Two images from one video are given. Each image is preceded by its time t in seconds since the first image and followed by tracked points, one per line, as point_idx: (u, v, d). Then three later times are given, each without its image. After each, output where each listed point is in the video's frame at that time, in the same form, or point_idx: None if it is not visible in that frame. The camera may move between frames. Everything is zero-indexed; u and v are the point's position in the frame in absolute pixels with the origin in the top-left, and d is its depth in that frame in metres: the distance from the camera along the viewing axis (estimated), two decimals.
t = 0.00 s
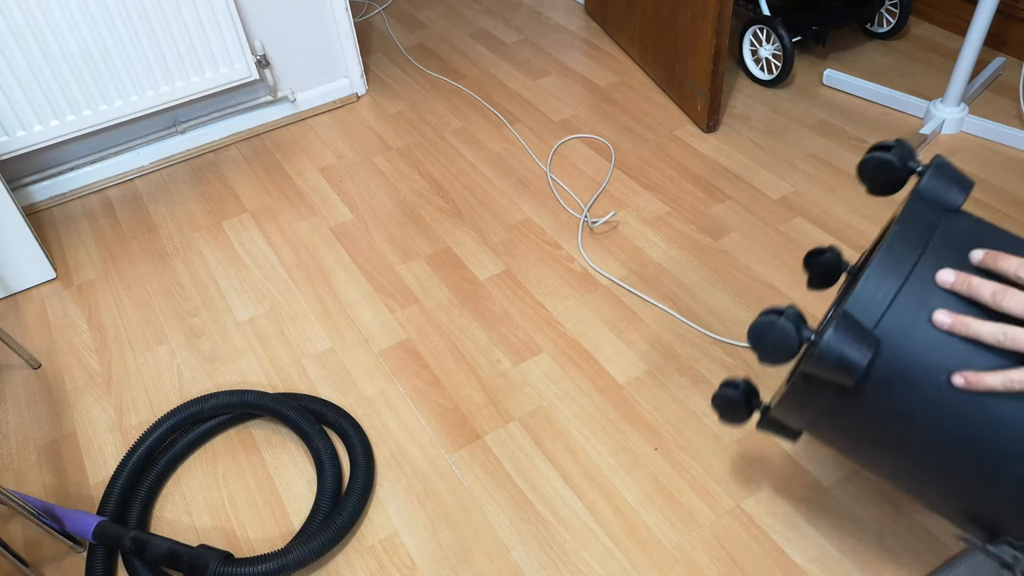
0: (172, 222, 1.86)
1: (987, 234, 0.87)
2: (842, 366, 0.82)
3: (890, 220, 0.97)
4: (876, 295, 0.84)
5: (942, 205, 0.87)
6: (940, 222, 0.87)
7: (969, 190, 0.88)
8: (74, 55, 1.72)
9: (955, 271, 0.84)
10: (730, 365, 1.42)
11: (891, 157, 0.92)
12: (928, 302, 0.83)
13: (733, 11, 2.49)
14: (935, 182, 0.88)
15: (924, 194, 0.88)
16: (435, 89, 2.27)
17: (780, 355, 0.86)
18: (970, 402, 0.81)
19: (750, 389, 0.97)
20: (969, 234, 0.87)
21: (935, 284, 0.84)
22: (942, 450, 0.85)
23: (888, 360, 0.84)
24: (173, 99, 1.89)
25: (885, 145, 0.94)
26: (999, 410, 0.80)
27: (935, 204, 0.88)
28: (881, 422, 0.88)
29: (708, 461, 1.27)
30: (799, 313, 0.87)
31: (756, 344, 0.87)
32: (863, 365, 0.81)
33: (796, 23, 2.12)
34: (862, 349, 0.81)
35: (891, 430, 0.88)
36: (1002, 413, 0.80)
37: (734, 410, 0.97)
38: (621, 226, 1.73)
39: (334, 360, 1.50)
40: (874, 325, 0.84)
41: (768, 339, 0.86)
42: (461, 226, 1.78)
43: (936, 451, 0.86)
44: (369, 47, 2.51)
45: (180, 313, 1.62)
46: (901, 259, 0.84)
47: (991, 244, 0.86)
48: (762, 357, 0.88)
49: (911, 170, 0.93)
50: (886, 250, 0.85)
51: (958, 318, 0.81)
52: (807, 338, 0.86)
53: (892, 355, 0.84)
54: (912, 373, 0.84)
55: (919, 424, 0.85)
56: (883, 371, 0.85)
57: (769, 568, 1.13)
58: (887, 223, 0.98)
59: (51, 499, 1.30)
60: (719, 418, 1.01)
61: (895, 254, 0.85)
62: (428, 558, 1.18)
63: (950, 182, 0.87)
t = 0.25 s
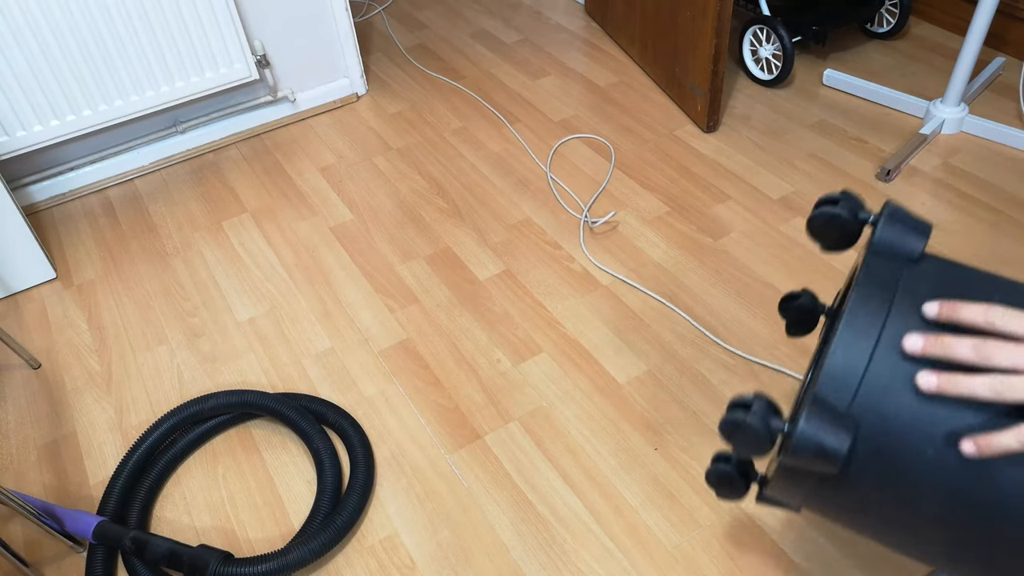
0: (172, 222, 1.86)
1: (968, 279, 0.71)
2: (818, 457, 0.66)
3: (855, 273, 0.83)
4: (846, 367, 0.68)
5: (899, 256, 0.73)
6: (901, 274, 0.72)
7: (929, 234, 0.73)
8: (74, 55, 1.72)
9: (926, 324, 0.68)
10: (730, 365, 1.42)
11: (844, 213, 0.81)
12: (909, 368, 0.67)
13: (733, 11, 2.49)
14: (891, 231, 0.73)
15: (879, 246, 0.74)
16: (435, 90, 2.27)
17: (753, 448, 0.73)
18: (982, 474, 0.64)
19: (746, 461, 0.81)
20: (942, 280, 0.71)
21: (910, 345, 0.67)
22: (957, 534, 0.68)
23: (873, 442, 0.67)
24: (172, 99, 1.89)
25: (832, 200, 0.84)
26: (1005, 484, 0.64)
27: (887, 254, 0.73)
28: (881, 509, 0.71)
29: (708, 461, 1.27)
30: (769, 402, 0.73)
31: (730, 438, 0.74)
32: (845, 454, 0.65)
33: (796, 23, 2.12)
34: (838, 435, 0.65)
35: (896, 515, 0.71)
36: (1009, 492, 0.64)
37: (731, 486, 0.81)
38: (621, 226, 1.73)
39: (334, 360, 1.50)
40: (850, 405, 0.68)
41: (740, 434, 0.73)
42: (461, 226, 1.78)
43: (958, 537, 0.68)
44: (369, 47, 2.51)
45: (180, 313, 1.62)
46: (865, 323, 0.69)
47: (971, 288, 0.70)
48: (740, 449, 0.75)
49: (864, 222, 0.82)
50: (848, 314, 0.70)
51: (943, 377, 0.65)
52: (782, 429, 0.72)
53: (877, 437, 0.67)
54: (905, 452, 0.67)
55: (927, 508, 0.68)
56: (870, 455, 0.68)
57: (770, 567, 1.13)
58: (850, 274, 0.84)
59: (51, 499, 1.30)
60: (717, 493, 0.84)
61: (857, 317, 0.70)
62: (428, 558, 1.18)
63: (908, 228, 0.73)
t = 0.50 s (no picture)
0: (172, 222, 1.86)
1: None
2: (918, 429, 0.65)
3: (905, 254, 0.87)
4: (933, 335, 0.69)
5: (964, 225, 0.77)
6: (970, 241, 0.76)
7: (995, 200, 0.79)
8: (74, 55, 1.72)
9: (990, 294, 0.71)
10: (729, 365, 1.41)
11: (910, 182, 0.84)
12: (1003, 334, 0.69)
13: (733, 11, 2.49)
14: (959, 198, 0.78)
15: (951, 213, 0.78)
16: (435, 90, 2.27)
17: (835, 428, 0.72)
18: None
19: (786, 467, 0.89)
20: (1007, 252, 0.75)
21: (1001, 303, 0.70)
22: None
23: (973, 409, 0.68)
24: (173, 99, 1.89)
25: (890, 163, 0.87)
26: None
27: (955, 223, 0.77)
28: (963, 486, 0.70)
29: (708, 461, 1.27)
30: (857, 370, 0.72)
31: (813, 414, 0.72)
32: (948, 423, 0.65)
33: (796, 23, 2.12)
34: (943, 402, 0.65)
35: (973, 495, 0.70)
36: None
37: (774, 492, 0.88)
38: (621, 226, 1.73)
39: (334, 360, 1.50)
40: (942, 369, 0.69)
41: (825, 407, 0.71)
42: (461, 226, 1.78)
43: None
44: (369, 47, 2.51)
45: (180, 313, 1.62)
46: (951, 286, 0.71)
47: None
48: (821, 430, 0.73)
49: (926, 188, 0.84)
50: (931, 278, 0.72)
51: None
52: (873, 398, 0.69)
53: (977, 404, 0.68)
54: (999, 419, 0.67)
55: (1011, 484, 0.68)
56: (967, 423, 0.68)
57: (770, 567, 1.13)
58: (906, 249, 0.87)
59: (51, 499, 1.30)
60: (756, 506, 0.92)
61: (943, 282, 0.71)
62: (428, 558, 1.18)
63: (973, 196, 0.78)
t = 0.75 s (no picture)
0: (172, 222, 1.86)
1: None
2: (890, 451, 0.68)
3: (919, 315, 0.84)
4: (922, 380, 0.71)
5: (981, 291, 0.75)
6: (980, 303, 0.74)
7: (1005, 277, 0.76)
8: (74, 55, 1.72)
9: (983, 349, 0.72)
10: (729, 365, 1.41)
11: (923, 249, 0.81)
12: (986, 387, 0.71)
13: (733, 11, 2.49)
14: (972, 268, 0.76)
15: (964, 282, 0.76)
16: (435, 90, 2.27)
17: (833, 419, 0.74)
18: None
19: (774, 495, 0.87)
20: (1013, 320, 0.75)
21: (988, 363, 0.71)
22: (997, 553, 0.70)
23: (944, 451, 0.70)
24: (173, 99, 1.89)
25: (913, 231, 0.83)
26: None
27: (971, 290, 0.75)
28: (927, 524, 0.73)
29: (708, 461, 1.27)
30: (850, 383, 0.75)
31: (806, 412, 0.77)
32: (922, 447, 0.68)
33: (796, 23, 2.12)
34: (920, 426, 0.67)
35: (928, 529, 0.73)
36: None
37: (754, 519, 0.85)
38: (621, 226, 1.73)
39: (334, 360, 1.50)
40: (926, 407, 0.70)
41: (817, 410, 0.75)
42: (461, 226, 1.78)
43: (969, 555, 0.72)
44: (369, 47, 2.51)
45: (180, 313, 1.62)
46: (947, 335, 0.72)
47: None
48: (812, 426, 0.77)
49: (944, 259, 0.81)
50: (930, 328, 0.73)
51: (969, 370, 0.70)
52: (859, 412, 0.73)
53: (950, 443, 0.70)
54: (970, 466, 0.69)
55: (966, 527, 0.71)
56: (935, 457, 0.70)
57: (770, 567, 1.13)
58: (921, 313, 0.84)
59: (51, 499, 1.30)
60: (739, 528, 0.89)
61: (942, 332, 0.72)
62: (428, 558, 1.18)
63: (988, 267, 0.76)
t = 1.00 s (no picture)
0: (172, 222, 1.87)
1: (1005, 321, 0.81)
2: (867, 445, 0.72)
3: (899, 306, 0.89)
4: (901, 373, 0.75)
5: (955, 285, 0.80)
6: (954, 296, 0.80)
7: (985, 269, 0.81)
8: (74, 55, 1.72)
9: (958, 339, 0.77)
10: (729, 365, 1.41)
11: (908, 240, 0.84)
12: (961, 380, 0.75)
13: (733, 11, 2.49)
14: (952, 260, 0.81)
15: (943, 273, 0.81)
16: (435, 89, 2.27)
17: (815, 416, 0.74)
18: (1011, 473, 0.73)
19: (760, 483, 0.87)
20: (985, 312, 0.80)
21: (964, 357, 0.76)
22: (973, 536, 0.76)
23: (922, 442, 0.75)
24: (173, 99, 1.89)
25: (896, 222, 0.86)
26: None
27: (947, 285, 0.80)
28: (904, 513, 0.77)
29: (708, 462, 1.27)
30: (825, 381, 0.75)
31: (783, 411, 0.76)
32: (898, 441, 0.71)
33: (796, 24, 2.12)
34: (897, 422, 0.71)
35: (905, 518, 0.78)
36: None
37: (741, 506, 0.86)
38: (621, 226, 1.73)
39: (334, 360, 1.50)
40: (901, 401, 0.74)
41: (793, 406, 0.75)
42: (461, 226, 1.78)
43: (945, 542, 0.77)
44: (369, 47, 2.51)
45: (180, 313, 1.62)
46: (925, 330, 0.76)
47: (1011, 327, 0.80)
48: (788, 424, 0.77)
49: (923, 247, 0.85)
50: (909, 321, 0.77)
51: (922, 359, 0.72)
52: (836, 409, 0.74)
53: (923, 435, 0.75)
54: (945, 455, 0.74)
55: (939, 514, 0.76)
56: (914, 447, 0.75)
57: (769, 568, 1.13)
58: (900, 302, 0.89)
59: (51, 499, 1.30)
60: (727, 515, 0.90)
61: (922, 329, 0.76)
62: (428, 558, 1.18)
63: (967, 260, 0.81)
